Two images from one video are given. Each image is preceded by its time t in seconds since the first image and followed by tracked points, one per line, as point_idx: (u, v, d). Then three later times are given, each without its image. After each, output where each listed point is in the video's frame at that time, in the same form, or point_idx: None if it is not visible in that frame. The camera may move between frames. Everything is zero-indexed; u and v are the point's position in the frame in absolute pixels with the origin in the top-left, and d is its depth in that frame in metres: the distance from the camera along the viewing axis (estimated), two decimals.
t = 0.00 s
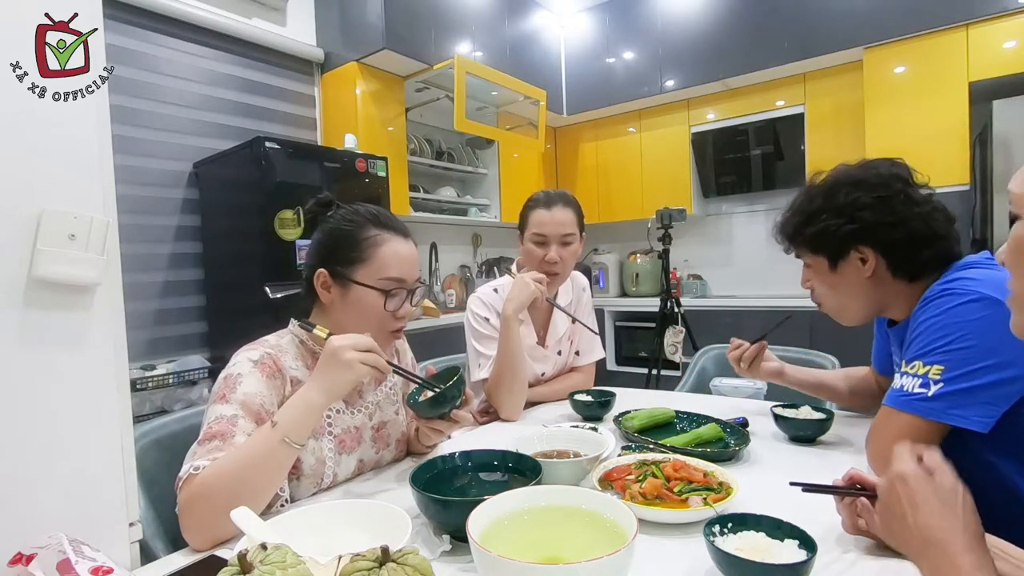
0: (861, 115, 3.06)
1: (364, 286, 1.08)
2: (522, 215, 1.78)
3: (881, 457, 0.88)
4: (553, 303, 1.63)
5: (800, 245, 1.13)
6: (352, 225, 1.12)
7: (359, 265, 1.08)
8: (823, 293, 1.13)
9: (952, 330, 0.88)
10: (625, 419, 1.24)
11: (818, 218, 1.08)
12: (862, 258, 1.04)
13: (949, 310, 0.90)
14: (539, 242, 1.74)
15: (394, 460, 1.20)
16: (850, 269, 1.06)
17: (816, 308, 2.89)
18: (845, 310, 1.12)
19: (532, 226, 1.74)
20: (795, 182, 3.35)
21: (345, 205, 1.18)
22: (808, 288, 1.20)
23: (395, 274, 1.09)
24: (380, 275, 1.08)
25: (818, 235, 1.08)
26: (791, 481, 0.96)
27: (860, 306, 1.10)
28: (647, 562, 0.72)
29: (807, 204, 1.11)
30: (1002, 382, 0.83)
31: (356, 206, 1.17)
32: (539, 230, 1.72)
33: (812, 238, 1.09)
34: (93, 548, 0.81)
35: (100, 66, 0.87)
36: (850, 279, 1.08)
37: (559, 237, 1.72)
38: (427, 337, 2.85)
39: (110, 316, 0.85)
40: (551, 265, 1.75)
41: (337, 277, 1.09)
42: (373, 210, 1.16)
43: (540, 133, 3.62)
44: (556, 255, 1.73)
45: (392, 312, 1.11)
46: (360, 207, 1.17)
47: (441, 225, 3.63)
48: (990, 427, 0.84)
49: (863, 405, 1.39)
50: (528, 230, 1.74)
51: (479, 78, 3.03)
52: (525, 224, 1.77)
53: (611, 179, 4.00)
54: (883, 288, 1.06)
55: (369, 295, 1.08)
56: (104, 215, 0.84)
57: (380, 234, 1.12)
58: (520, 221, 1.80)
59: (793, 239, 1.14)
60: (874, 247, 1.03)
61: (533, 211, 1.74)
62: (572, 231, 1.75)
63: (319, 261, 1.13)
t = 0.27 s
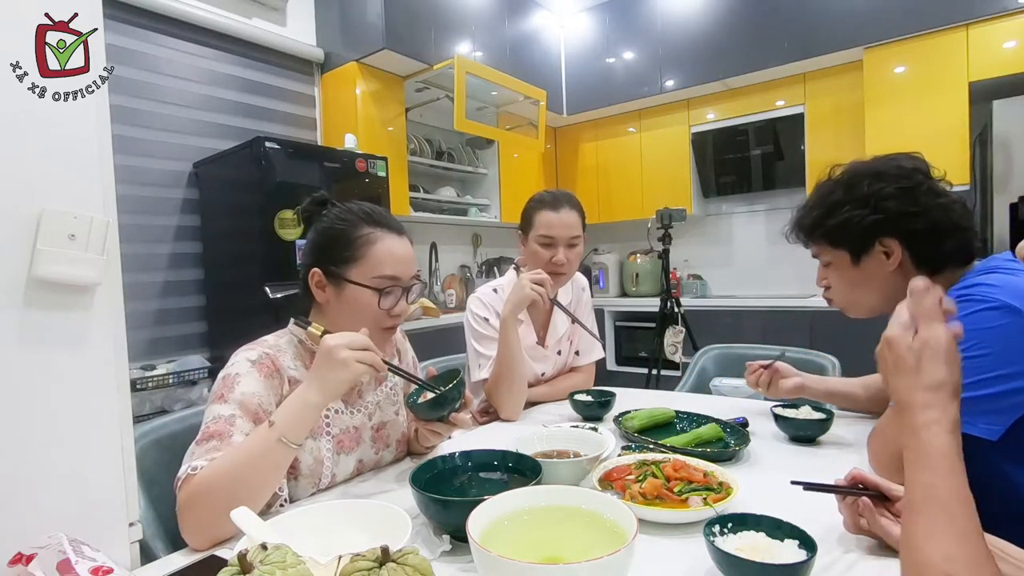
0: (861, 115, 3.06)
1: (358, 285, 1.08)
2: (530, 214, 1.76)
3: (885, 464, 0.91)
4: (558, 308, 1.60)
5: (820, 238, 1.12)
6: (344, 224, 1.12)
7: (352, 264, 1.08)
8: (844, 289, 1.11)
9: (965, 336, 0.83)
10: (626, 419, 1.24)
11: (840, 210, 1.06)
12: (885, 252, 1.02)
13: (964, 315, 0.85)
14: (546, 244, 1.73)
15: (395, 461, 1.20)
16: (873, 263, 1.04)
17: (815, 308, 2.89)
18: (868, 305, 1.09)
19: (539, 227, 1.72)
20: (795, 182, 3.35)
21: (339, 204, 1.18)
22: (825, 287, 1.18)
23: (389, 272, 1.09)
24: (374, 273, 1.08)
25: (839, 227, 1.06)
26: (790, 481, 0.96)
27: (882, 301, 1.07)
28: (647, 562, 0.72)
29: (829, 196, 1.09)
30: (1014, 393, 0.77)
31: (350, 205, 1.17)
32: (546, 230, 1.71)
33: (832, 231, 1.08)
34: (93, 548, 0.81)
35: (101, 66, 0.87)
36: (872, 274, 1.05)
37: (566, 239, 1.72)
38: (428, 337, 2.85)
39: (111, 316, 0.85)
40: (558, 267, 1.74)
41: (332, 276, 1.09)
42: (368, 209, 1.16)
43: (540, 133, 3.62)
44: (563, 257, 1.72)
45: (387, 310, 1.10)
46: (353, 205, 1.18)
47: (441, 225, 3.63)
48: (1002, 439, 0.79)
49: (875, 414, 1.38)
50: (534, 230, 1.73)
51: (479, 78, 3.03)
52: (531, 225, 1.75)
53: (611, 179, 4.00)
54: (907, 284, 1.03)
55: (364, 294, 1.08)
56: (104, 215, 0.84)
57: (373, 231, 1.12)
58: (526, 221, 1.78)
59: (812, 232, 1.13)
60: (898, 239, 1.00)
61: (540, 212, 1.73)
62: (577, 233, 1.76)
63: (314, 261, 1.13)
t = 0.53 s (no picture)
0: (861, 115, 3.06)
1: (358, 284, 1.08)
2: (534, 215, 1.75)
3: (884, 456, 0.91)
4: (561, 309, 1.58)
5: (838, 245, 1.10)
6: (344, 223, 1.12)
7: (352, 263, 1.08)
8: (867, 295, 1.08)
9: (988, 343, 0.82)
10: (626, 419, 1.24)
11: (857, 215, 1.05)
12: (904, 254, 1.00)
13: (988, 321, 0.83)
14: (551, 246, 1.73)
15: (394, 461, 1.20)
16: (894, 266, 1.01)
17: (815, 308, 2.89)
18: (891, 311, 1.06)
19: (544, 229, 1.72)
20: (795, 182, 3.36)
21: (339, 204, 1.18)
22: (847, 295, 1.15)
23: (389, 272, 1.09)
24: (374, 273, 1.08)
25: (856, 232, 1.05)
26: (790, 480, 0.96)
27: (908, 305, 1.04)
28: (647, 562, 0.72)
29: (843, 201, 1.09)
30: None
31: (350, 205, 1.17)
32: (551, 232, 1.71)
33: (850, 235, 1.06)
34: (93, 548, 0.81)
35: (100, 66, 0.87)
36: (892, 277, 1.03)
37: (571, 242, 1.72)
38: (428, 337, 2.85)
39: (111, 316, 0.85)
40: (561, 269, 1.75)
41: (331, 276, 1.09)
42: (367, 209, 1.16)
43: (540, 133, 3.62)
44: (569, 259, 1.73)
45: (387, 310, 1.10)
46: (354, 205, 1.18)
47: (441, 225, 3.63)
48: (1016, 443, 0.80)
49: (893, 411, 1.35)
50: (539, 232, 1.73)
51: (479, 78, 3.03)
52: (535, 226, 1.75)
53: (611, 179, 4.00)
54: (930, 285, 1.00)
55: (364, 294, 1.08)
56: (104, 215, 0.84)
57: (373, 231, 1.12)
58: (530, 221, 1.78)
59: (829, 239, 1.11)
60: (917, 240, 0.98)
61: (544, 213, 1.73)
62: (581, 236, 1.76)
63: (313, 261, 1.13)
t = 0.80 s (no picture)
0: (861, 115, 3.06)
1: (359, 285, 1.08)
2: (536, 215, 1.75)
3: (888, 457, 0.91)
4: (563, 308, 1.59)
5: (856, 240, 1.10)
6: (345, 224, 1.12)
7: (353, 264, 1.08)
8: (885, 291, 1.08)
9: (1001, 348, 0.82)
10: (626, 419, 1.24)
11: (877, 209, 1.05)
12: (924, 250, 1.00)
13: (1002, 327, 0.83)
14: (553, 246, 1.73)
15: (394, 461, 1.20)
16: (913, 261, 1.02)
17: (815, 308, 2.89)
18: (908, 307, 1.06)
19: (547, 230, 1.72)
20: (795, 181, 3.36)
21: (339, 204, 1.18)
22: (864, 292, 1.15)
23: (390, 272, 1.09)
24: (375, 273, 1.08)
25: (875, 227, 1.04)
26: (790, 481, 0.96)
27: (927, 302, 1.04)
28: (647, 562, 0.72)
29: (863, 195, 1.08)
30: None
31: (350, 205, 1.17)
32: (553, 232, 1.71)
33: (868, 230, 1.06)
34: (93, 548, 0.81)
35: (100, 66, 0.87)
36: (911, 273, 1.03)
37: (573, 242, 1.73)
38: (428, 337, 2.85)
39: (111, 316, 0.85)
40: (563, 271, 1.75)
41: (332, 276, 1.09)
42: (368, 209, 1.16)
43: (540, 133, 3.62)
44: (571, 259, 1.73)
45: (388, 311, 1.11)
46: (354, 205, 1.18)
47: (441, 225, 3.63)
48: None
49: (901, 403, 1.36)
50: (541, 232, 1.73)
51: (479, 78, 3.03)
52: (537, 226, 1.75)
53: (611, 179, 4.00)
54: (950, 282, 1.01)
55: (365, 294, 1.08)
56: (104, 214, 0.84)
57: (374, 232, 1.12)
58: (531, 221, 1.78)
59: (848, 234, 1.11)
60: (937, 236, 0.98)
61: (546, 213, 1.73)
62: (582, 237, 1.77)
63: (314, 261, 1.13)
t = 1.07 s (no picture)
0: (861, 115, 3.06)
1: (363, 284, 1.08)
2: (539, 216, 1.75)
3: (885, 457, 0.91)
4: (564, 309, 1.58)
5: (868, 236, 1.10)
6: (348, 224, 1.12)
7: (356, 263, 1.08)
8: (892, 288, 1.11)
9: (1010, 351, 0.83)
10: (626, 419, 1.24)
11: (889, 206, 1.05)
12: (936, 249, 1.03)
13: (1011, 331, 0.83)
14: (557, 246, 1.73)
15: (394, 461, 1.20)
16: (924, 260, 1.05)
17: (815, 308, 2.89)
18: (917, 302, 1.09)
19: (550, 230, 1.72)
20: (795, 181, 3.36)
21: (341, 203, 1.18)
22: (867, 288, 1.17)
23: (393, 271, 1.09)
24: (378, 273, 1.08)
25: (890, 223, 1.05)
26: (790, 481, 0.96)
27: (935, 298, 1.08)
28: (647, 562, 0.72)
29: (876, 190, 1.08)
30: None
31: (351, 205, 1.17)
32: (557, 232, 1.71)
33: (882, 226, 1.06)
34: (93, 548, 0.81)
35: (100, 66, 0.87)
36: (921, 270, 1.06)
37: (577, 242, 1.73)
38: (428, 337, 2.85)
39: (111, 315, 0.85)
40: (566, 274, 1.76)
41: (335, 276, 1.09)
42: (369, 209, 1.16)
43: (540, 133, 3.61)
44: (573, 260, 1.74)
45: (391, 310, 1.11)
46: (356, 204, 1.18)
47: (441, 225, 3.62)
48: None
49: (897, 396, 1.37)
50: (544, 232, 1.73)
51: (479, 78, 3.02)
52: (539, 226, 1.75)
53: (611, 179, 4.00)
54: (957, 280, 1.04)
55: (368, 294, 1.08)
56: (104, 214, 0.84)
57: (377, 231, 1.12)
58: (533, 221, 1.78)
59: (860, 230, 1.11)
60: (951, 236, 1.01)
61: (550, 214, 1.72)
62: (584, 238, 1.77)
63: (317, 261, 1.13)
